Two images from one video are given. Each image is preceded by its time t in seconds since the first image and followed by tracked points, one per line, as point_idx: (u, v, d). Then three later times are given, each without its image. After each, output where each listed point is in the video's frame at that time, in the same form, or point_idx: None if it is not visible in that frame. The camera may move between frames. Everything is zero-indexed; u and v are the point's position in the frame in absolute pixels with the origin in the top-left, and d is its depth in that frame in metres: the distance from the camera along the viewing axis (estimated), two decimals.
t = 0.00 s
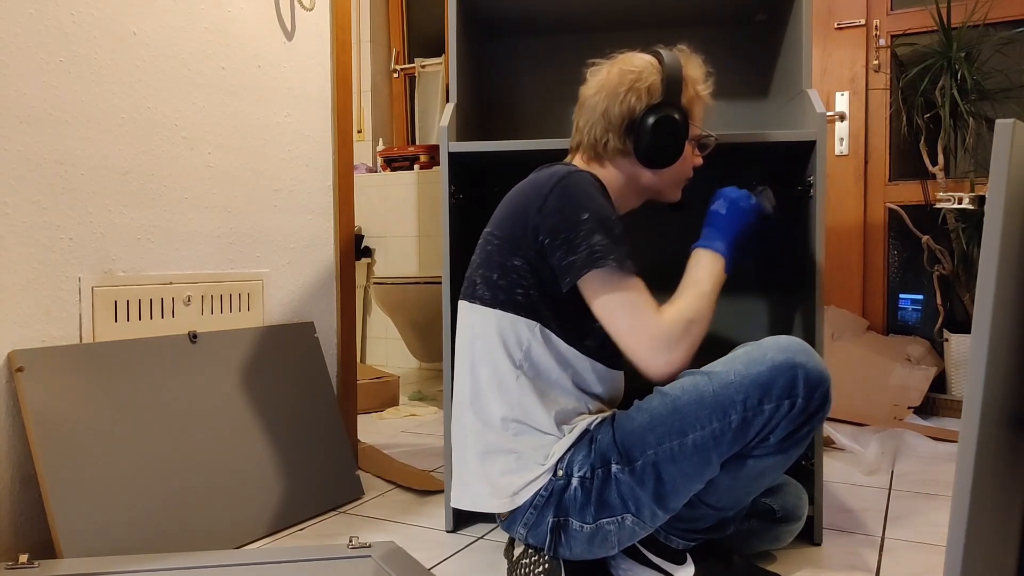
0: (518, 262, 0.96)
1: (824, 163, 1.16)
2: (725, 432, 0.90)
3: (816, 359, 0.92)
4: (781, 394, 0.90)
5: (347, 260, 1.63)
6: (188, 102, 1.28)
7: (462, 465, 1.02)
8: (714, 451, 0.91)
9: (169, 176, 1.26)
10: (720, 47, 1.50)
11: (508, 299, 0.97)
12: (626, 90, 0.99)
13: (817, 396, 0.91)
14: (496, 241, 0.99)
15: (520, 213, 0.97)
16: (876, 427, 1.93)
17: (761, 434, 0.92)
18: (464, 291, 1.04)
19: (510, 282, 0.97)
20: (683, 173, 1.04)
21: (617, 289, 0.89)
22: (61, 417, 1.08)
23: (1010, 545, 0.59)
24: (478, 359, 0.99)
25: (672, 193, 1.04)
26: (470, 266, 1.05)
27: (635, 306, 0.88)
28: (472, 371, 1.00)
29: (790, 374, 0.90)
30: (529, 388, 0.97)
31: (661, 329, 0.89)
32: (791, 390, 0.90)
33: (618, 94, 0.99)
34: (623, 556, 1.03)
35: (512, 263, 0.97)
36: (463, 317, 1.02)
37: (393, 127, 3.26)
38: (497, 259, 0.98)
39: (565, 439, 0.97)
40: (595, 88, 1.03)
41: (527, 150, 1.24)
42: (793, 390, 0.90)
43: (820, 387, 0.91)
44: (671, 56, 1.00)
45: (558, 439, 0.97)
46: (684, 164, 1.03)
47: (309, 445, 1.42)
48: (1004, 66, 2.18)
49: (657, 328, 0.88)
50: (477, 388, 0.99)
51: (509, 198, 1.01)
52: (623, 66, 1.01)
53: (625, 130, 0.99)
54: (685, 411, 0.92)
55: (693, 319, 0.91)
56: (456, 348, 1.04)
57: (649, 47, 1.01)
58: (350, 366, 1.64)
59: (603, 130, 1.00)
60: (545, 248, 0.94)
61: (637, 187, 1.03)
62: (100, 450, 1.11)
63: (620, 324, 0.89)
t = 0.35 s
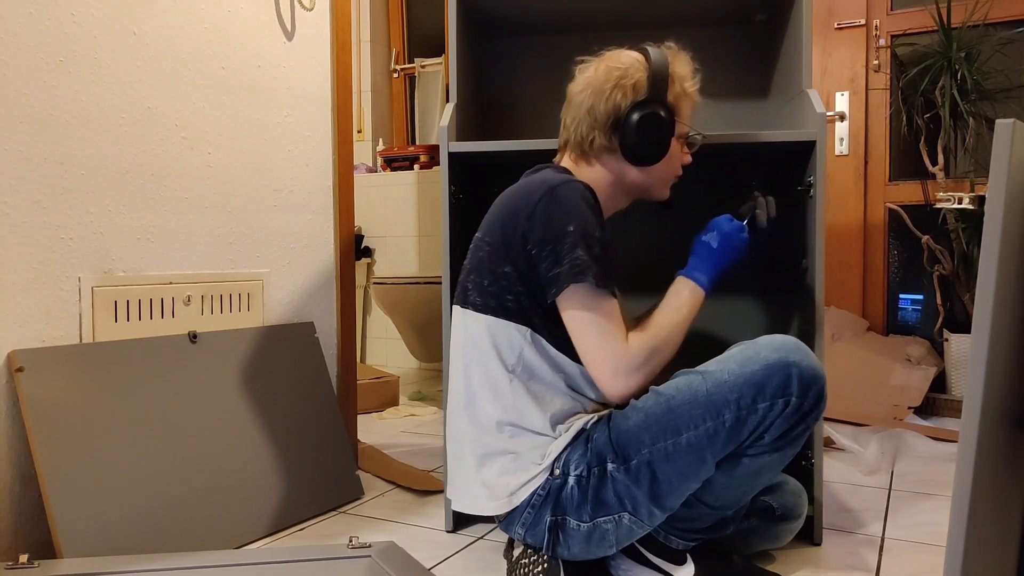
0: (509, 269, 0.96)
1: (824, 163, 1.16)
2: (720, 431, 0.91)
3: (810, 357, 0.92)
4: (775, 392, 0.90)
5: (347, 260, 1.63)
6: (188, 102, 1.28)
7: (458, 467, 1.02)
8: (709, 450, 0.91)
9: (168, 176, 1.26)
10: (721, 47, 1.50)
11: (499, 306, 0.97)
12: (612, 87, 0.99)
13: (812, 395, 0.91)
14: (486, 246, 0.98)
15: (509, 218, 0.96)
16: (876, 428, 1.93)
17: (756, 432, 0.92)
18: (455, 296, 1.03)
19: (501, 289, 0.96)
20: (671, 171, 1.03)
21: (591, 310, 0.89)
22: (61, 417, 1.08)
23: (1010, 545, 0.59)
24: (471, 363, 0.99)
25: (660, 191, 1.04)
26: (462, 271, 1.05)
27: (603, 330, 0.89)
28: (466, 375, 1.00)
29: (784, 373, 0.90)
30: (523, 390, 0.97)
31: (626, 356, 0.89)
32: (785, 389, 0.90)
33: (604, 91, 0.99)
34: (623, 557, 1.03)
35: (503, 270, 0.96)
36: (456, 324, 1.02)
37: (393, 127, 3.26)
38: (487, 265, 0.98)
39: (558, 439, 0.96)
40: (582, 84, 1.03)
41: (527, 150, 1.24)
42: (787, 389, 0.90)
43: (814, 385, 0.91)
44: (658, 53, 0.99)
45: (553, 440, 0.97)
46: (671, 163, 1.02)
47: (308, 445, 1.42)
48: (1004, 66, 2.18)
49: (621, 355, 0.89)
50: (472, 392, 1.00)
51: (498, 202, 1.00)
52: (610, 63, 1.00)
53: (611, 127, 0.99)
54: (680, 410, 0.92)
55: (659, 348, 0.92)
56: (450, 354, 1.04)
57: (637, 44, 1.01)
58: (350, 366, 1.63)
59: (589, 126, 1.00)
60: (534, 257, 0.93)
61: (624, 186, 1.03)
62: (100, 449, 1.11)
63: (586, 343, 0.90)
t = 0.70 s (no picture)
0: (513, 273, 0.96)
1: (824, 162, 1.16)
2: (719, 427, 0.91)
3: (810, 356, 0.93)
4: (774, 389, 0.91)
5: (347, 260, 1.63)
6: (188, 102, 1.28)
7: (459, 467, 1.02)
8: (707, 446, 0.91)
9: (168, 176, 1.26)
10: (721, 47, 1.50)
11: (504, 310, 0.96)
12: (611, 86, 0.98)
13: (810, 392, 0.92)
14: (487, 250, 0.98)
15: (512, 222, 0.96)
16: (877, 427, 1.93)
17: (754, 429, 0.92)
18: (455, 298, 1.03)
19: (505, 293, 0.96)
20: (668, 171, 1.03)
21: (599, 316, 0.89)
22: (61, 416, 1.08)
23: (1010, 545, 0.59)
24: (471, 364, 0.99)
25: (657, 191, 1.04)
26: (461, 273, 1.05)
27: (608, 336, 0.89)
28: (467, 376, 1.00)
29: (783, 369, 0.91)
30: (524, 389, 0.97)
31: (628, 362, 0.90)
32: (783, 386, 0.91)
33: (603, 90, 0.99)
34: (623, 556, 1.03)
35: (507, 274, 0.96)
36: (456, 327, 1.02)
37: (393, 127, 3.27)
38: (490, 269, 0.97)
39: (559, 437, 0.97)
40: (582, 82, 1.02)
41: (527, 149, 1.23)
42: (786, 386, 0.91)
43: (812, 383, 0.92)
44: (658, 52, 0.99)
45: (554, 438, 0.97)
46: (669, 163, 1.02)
47: (308, 445, 1.42)
48: (1004, 66, 2.18)
49: (623, 361, 0.90)
50: (473, 394, 1.00)
51: (499, 204, 1.00)
52: (610, 62, 1.00)
53: (609, 126, 0.99)
54: (679, 405, 0.92)
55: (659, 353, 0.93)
56: (451, 356, 1.04)
57: (637, 43, 1.00)
58: (350, 366, 1.63)
59: (588, 125, 1.00)
60: (538, 262, 0.93)
61: (622, 184, 1.03)
62: (101, 450, 1.11)
63: (587, 346, 0.90)
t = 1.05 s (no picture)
0: (497, 280, 0.96)
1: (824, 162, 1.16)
2: (714, 428, 0.91)
3: (804, 354, 0.92)
4: (768, 388, 0.90)
5: (347, 259, 1.63)
6: (188, 102, 1.28)
7: (459, 473, 1.03)
8: (703, 447, 0.91)
9: (168, 176, 1.26)
10: (721, 47, 1.50)
11: (489, 317, 0.96)
12: (586, 81, 0.97)
13: (805, 390, 0.91)
14: (471, 257, 0.97)
15: (494, 228, 0.95)
16: (877, 428, 1.93)
17: (750, 429, 0.92)
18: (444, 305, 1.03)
19: (491, 300, 0.96)
20: (647, 164, 1.03)
21: (586, 318, 0.89)
22: (61, 417, 1.08)
23: (1010, 544, 0.59)
24: (463, 371, 1.00)
25: (636, 184, 1.04)
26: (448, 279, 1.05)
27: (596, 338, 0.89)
28: (459, 384, 1.01)
29: (777, 369, 0.90)
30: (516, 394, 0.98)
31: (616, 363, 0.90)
32: (778, 385, 0.91)
33: (579, 85, 0.98)
34: (623, 557, 1.03)
35: (491, 281, 0.96)
36: (446, 334, 1.03)
37: (393, 127, 3.27)
38: (475, 276, 0.97)
39: (557, 439, 0.97)
40: (557, 75, 1.01)
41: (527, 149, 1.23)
42: (781, 385, 0.90)
43: (807, 382, 0.91)
44: (633, 45, 0.97)
45: (549, 440, 0.97)
46: (647, 156, 1.02)
47: (309, 445, 1.42)
48: (1004, 66, 2.18)
49: (610, 363, 0.90)
50: (467, 401, 1.01)
51: (480, 209, 1.00)
52: (585, 54, 0.99)
53: (586, 122, 0.98)
54: (674, 406, 0.92)
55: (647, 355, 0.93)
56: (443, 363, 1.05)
57: (612, 35, 0.98)
58: (350, 366, 1.63)
59: (565, 122, 0.99)
60: (521, 267, 0.93)
61: (602, 180, 1.03)
62: (101, 449, 1.11)
63: (575, 349, 0.90)
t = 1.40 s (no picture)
0: (493, 285, 0.94)
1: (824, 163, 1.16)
2: (718, 425, 0.92)
3: (805, 349, 0.95)
4: (772, 383, 0.93)
5: (347, 259, 1.63)
6: (187, 102, 1.28)
7: (454, 484, 1.00)
8: (708, 444, 0.92)
9: (168, 176, 1.26)
10: (721, 47, 1.50)
11: (486, 323, 0.95)
12: (565, 71, 0.98)
13: (807, 384, 0.94)
14: (464, 262, 0.96)
15: (487, 232, 0.94)
16: (876, 428, 1.93)
17: (753, 424, 0.94)
18: (434, 311, 1.01)
19: (487, 306, 0.95)
20: (631, 153, 1.03)
21: (591, 320, 0.89)
22: (61, 417, 1.08)
23: (1010, 544, 0.59)
24: (461, 379, 0.98)
25: (621, 174, 1.04)
26: (436, 284, 1.03)
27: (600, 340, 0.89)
28: (456, 392, 0.99)
29: (780, 363, 0.93)
30: (518, 401, 0.97)
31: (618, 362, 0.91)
32: (781, 380, 0.93)
33: (558, 75, 0.98)
34: (623, 556, 1.04)
35: (487, 286, 0.94)
36: (439, 341, 1.01)
37: (393, 127, 3.26)
38: (469, 282, 0.96)
39: (558, 446, 0.96)
40: (535, 68, 1.01)
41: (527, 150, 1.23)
42: (783, 380, 0.93)
43: (810, 376, 0.94)
44: (610, 33, 0.98)
45: (549, 447, 0.97)
46: (631, 145, 1.02)
47: (309, 445, 1.42)
48: (1004, 66, 2.18)
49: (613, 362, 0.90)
50: (464, 410, 0.99)
51: (471, 211, 0.97)
52: (562, 45, 0.99)
53: (567, 112, 0.98)
54: (678, 406, 0.93)
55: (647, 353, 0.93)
56: (435, 372, 1.03)
57: (588, 24, 0.99)
58: (350, 366, 1.63)
59: (546, 114, 0.99)
60: (518, 272, 0.91)
61: (585, 172, 1.02)
62: (102, 450, 1.11)
63: (578, 350, 0.90)
